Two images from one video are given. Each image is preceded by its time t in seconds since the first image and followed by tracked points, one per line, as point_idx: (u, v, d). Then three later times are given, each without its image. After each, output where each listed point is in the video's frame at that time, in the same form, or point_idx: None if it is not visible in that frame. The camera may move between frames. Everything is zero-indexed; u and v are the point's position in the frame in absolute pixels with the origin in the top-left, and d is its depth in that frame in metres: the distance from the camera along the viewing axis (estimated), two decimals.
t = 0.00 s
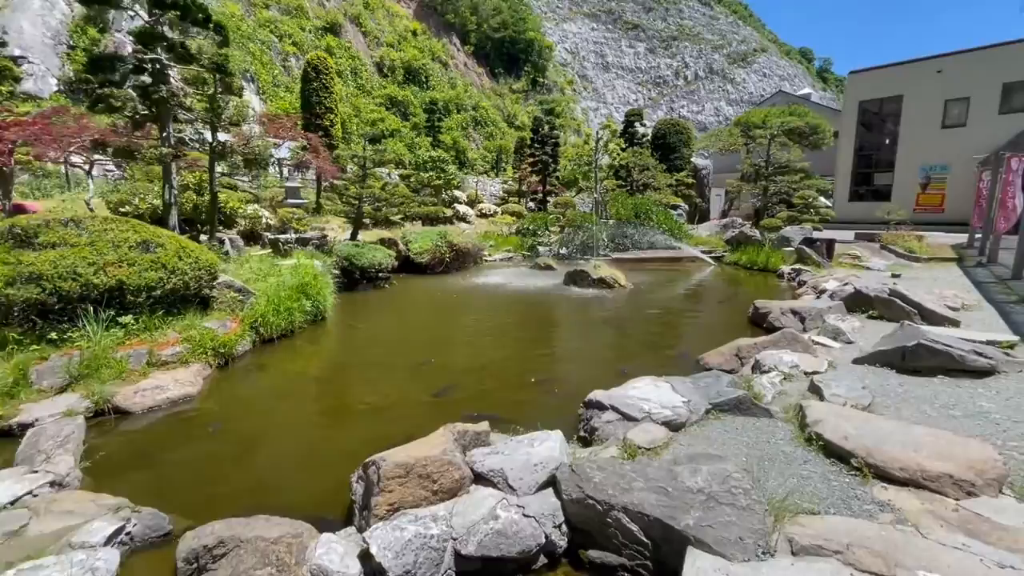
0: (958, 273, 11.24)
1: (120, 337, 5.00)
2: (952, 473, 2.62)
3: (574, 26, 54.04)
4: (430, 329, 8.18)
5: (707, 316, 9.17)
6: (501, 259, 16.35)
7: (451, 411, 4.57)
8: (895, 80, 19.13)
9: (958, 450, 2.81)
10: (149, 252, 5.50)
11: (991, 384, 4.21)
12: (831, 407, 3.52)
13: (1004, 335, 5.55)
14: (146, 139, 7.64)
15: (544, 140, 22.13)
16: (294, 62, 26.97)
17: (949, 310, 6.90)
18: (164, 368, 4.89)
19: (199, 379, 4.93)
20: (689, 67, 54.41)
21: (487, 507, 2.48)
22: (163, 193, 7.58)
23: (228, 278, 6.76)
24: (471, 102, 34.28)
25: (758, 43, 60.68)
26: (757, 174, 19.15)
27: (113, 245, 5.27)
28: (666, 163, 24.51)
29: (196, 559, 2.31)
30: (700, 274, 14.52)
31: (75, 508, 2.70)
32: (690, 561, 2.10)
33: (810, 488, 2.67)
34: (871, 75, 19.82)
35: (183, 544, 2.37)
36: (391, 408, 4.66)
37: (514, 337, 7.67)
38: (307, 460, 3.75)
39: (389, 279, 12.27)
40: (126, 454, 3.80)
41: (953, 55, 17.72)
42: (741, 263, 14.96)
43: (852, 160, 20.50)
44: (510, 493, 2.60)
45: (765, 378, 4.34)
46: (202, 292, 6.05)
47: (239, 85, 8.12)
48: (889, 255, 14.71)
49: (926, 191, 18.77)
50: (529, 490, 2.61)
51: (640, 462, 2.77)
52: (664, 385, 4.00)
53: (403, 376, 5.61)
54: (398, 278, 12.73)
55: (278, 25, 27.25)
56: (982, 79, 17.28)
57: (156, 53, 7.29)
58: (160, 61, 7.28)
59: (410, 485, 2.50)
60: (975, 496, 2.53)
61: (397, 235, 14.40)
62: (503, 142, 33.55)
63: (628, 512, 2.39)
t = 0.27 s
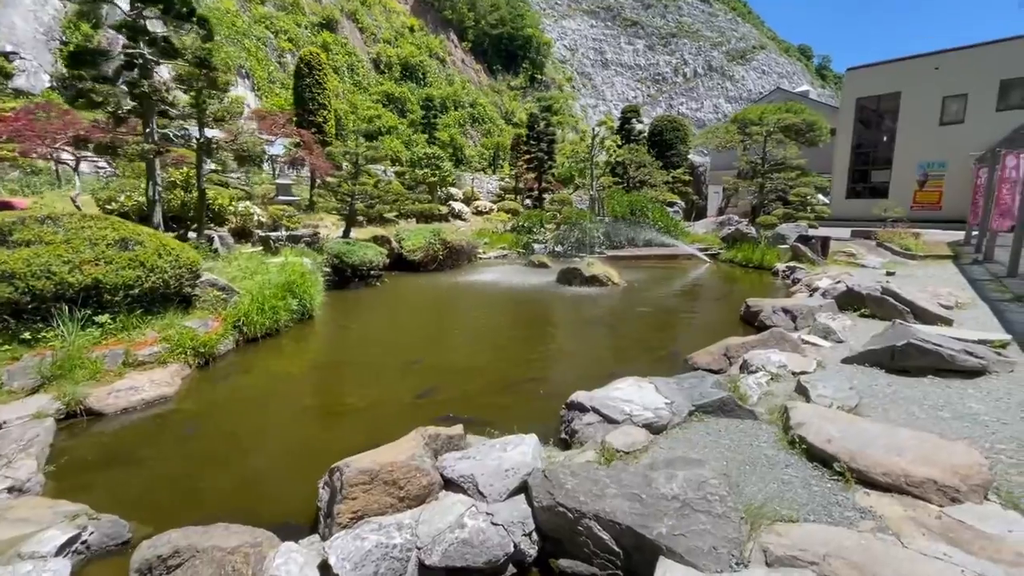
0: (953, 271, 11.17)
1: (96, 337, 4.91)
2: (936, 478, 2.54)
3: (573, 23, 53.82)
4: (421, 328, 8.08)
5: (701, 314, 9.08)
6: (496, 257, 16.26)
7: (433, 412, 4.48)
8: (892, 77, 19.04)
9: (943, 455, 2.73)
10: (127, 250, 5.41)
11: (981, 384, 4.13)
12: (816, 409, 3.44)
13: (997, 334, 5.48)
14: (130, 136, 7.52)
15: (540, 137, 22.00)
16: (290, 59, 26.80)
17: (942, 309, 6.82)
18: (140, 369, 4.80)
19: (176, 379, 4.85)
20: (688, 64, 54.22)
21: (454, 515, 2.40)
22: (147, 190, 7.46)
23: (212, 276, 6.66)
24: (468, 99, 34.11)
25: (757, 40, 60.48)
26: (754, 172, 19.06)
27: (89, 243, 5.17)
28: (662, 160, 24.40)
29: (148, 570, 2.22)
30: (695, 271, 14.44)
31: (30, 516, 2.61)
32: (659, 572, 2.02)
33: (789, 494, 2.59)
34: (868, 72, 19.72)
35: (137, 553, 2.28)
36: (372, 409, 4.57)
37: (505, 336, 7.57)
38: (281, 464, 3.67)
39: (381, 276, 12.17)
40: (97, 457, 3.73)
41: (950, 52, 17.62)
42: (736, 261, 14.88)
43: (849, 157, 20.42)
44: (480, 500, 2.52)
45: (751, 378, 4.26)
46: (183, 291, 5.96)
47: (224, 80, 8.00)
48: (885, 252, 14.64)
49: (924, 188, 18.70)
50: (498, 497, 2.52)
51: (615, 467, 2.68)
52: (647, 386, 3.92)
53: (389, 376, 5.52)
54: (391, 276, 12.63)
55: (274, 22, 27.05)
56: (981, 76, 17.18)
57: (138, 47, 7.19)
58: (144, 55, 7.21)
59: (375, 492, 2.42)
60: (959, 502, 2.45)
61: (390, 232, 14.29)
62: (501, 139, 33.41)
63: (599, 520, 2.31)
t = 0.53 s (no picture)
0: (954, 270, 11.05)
1: (77, 337, 4.84)
2: (928, 488, 2.44)
3: (575, 21, 53.58)
4: (414, 327, 7.99)
5: (698, 313, 8.98)
6: (493, 255, 16.16)
7: (420, 413, 4.39)
8: (893, 74, 18.87)
9: (937, 463, 2.63)
10: (111, 249, 5.32)
11: (979, 387, 4.02)
12: (807, 413, 3.34)
13: (996, 335, 5.37)
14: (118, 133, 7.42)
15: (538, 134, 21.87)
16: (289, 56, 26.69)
17: (941, 309, 6.71)
18: (121, 369, 4.73)
19: (157, 380, 4.77)
20: (690, 62, 53.93)
21: (426, 525, 2.32)
22: (135, 187, 7.38)
23: (200, 274, 6.58)
24: (469, 96, 33.97)
25: (759, 38, 60.16)
26: (754, 169, 18.93)
27: (72, 241, 5.08)
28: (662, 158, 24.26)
29: None
30: (693, 270, 14.33)
31: None
32: None
33: (775, 504, 2.50)
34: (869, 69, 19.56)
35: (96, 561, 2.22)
36: (357, 412, 4.48)
37: (498, 335, 7.49)
38: (260, 468, 3.58)
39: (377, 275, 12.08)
40: (71, 462, 3.64)
41: (953, 49, 17.44)
42: (735, 259, 14.76)
43: (851, 155, 20.26)
44: (453, 508, 2.43)
45: (742, 380, 4.17)
46: (169, 290, 5.88)
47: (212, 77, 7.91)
48: (885, 251, 14.51)
49: (925, 187, 18.54)
50: (473, 506, 2.44)
51: (595, 474, 2.59)
52: (636, 389, 3.83)
53: (377, 377, 5.43)
54: (386, 274, 12.55)
55: (273, 19, 26.93)
56: (984, 73, 17.00)
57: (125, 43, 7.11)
58: (132, 51, 7.17)
59: (344, 501, 2.34)
60: (952, 513, 2.35)
61: (387, 230, 14.19)
62: (501, 137, 33.26)
63: (575, 531, 2.22)
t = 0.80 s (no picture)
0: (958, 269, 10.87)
1: (59, 338, 4.77)
2: (927, 501, 2.31)
3: (578, 18, 53.32)
4: (410, 327, 7.93)
5: (696, 313, 8.89)
6: (492, 254, 16.05)
7: (410, 416, 4.31)
8: (898, 71, 18.65)
9: (938, 474, 2.50)
10: (95, 248, 5.24)
11: (982, 391, 3.88)
12: (803, 419, 3.22)
13: (1001, 336, 5.21)
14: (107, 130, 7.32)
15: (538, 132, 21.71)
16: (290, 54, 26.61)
17: (945, 310, 6.56)
18: (103, 371, 4.66)
19: (140, 382, 4.68)
20: (693, 59, 53.56)
21: (397, 539, 2.21)
22: (125, 186, 7.31)
23: (189, 274, 6.48)
24: (470, 94, 33.83)
25: (763, 35, 59.73)
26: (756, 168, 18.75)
27: (55, 240, 4.99)
28: (664, 156, 24.08)
29: None
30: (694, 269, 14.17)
31: None
32: None
33: (765, 517, 2.38)
34: (874, 66, 19.33)
35: None
36: (347, 415, 4.40)
37: (495, 335, 7.40)
38: (246, 473, 3.50)
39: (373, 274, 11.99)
40: (46, 466, 3.57)
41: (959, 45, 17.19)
42: (736, 258, 14.60)
43: (855, 152, 20.05)
44: (427, 521, 2.33)
45: (737, 384, 4.04)
46: (156, 290, 5.79)
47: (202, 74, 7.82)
48: (889, 250, 14.33)
49: (930, 184, 18.31)
50: (448, 519, 2.33)
51: (576, 486, 2.47)
52: (627, 394, 3.72)
53: (370, 378, 5.37)
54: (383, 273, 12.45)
55: (274, 17, 26.83)
56: (990, 69, 16.75)
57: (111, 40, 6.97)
58: (122, 49, 7.01)
59: (311, 513, 2.23)
60: (952, 528, 2.22)
61: (384, 229, 14.09)
62: (502, 135, 33.11)
63: (552, 546, 2.10)
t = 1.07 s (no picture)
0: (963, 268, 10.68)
1: (37, 341, 4.70)
2: (927, 520, 2.17)
3: (580, 17, 53.07)
4: (406, 328, 7.87)
5: (695, 313, 8.75)
6: (491, 253, 15.92)
7: (397, 421, 4.25)
8: (903, 68, 18.40)
9: (939, 489, 2.36)
10: (77, 248, 5.15)
11: (986, 398, 3.73)
12: (798, 428, 3.08)
13: (1006, 339, 5.05)
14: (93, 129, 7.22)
15: (537, 131, 21.58)
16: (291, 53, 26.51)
17: (948, 311, 6.40)
18: (81, 375, 4.59)
19: (119, 387, 4.60)
20: (697, 57, 53.21)
21: (361, 559, 2.09)
22: (113, 185, 7.23)
23: (177, 274, 6.38)
24: (472, 93, 33.69)
25: (767, 33, 59.34)
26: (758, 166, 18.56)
27: (35, 240, 4.91)
28: (665, 154, 23.89)
29: None
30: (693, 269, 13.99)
31: None
32: None
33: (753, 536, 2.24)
34: (879, 62, 19.09)
35: None
36: (337, 419, 4.36)
37: (492, 335, 7.34)
38: (232, 481, 3.47)
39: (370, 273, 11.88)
40: (22, 475, 3.52)
41: (966, 41, 16.95)
42: (737, 257, 14.43)
43: (859, 150, 19.82)
44: (395, 539, 2.20)
45: (731, 389, 3.91)
46: (141, 290, 5.70)
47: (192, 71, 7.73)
48: (893, 249, 14.13)
49: (935, 183, 18.08)
50: (417, 537, 2.20)
51: (554, 501, 2.35)
52: (615, 400, 3.59)
53: (363, 380, 5.33)
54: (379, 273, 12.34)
55: (275, 16, 26.72)
56: (997, 66, 16.50)
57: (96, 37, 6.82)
58: (111, 46, 6.97)
59: (270, 531, 2.11)
60: (953, 550, 2.08)
61: (381, 229, 13.98)
62: (504, 134, 32.96)
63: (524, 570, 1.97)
